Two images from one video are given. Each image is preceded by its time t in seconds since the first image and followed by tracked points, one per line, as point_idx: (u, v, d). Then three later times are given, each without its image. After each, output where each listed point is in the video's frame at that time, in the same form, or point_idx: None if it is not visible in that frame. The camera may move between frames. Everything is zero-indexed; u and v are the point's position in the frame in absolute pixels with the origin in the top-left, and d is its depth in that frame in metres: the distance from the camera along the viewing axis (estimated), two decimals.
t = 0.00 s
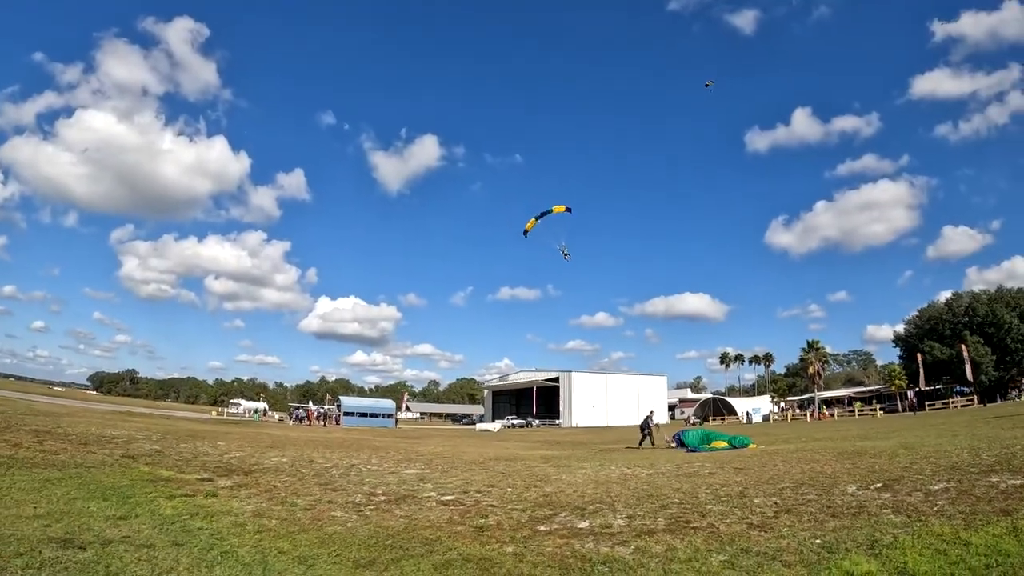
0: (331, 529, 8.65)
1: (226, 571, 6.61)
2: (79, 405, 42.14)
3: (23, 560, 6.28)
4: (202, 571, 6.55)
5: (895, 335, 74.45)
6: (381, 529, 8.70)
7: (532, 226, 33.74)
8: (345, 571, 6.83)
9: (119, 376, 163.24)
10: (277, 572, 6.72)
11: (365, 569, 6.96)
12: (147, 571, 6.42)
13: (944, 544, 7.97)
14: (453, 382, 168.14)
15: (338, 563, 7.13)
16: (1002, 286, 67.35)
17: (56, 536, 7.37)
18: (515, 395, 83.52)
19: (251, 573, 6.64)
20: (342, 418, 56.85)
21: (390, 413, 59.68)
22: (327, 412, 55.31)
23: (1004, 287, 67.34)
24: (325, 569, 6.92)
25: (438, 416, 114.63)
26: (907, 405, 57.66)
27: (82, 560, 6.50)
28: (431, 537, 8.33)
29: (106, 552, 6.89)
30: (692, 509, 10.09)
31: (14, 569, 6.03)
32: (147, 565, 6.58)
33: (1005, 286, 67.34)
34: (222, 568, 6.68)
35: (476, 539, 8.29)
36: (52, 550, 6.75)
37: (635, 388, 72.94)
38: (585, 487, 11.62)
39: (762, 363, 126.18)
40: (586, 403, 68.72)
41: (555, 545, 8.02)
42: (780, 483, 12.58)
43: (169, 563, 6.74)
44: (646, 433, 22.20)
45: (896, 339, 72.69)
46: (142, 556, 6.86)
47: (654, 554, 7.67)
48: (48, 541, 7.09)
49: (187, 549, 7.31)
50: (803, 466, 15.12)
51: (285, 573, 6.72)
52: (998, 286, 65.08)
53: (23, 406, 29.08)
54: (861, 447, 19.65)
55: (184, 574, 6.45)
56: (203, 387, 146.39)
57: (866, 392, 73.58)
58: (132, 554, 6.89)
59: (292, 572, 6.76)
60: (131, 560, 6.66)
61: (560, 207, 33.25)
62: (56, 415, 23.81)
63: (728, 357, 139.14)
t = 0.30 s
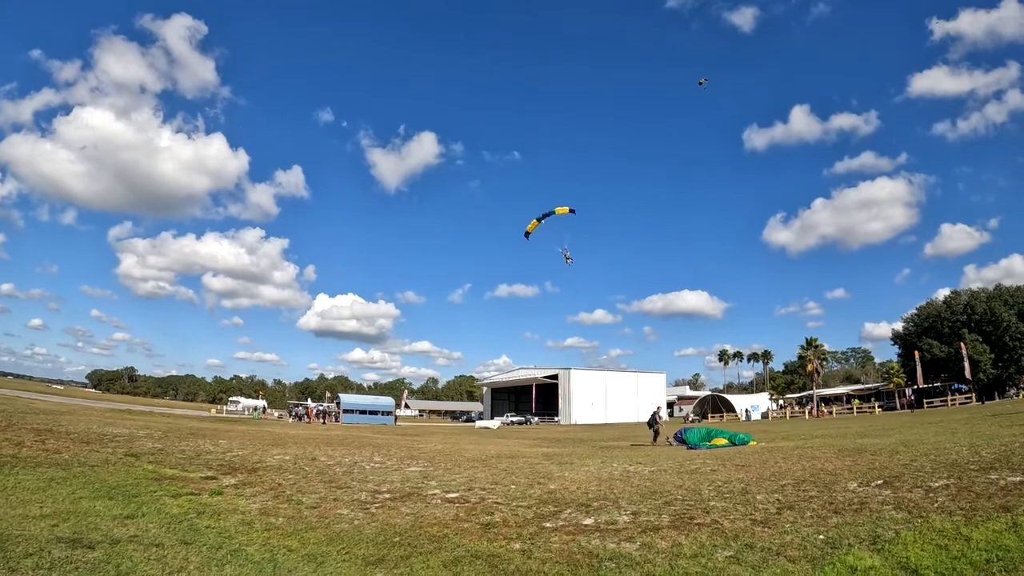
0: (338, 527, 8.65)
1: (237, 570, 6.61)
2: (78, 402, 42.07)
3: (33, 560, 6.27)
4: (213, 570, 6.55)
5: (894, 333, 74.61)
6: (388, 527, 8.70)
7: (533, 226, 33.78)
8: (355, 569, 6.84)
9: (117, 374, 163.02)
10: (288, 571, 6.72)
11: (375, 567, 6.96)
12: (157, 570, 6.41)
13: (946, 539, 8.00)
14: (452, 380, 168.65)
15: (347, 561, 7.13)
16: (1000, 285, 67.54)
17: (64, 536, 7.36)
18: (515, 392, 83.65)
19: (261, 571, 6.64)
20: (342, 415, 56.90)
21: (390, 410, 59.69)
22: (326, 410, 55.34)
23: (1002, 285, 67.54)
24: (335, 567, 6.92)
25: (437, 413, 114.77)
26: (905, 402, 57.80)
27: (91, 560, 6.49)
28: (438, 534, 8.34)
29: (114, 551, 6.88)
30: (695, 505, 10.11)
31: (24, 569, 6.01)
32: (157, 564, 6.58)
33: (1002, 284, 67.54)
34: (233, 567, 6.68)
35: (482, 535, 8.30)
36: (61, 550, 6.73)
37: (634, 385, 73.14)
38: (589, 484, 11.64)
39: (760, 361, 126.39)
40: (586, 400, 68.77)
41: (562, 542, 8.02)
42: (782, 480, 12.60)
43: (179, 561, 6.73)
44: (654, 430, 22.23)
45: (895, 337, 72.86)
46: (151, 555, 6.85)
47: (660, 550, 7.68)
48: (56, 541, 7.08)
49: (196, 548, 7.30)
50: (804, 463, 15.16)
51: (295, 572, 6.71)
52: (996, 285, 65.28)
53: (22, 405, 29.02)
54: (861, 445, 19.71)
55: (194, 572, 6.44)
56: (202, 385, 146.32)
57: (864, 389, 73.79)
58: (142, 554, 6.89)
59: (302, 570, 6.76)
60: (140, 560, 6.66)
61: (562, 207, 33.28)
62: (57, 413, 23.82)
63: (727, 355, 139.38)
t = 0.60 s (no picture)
0: (341, 524, 8.66)
1: (243, 567, 6.63)
2: (77, 400, 42.04)
3: (39, 559, 6.27)
4: (219, 567, 6.57)
5: (892, 332, 74.78)
6: (392, 524, 8.71)
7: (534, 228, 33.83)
8: (361, 566, 6.86)
9: (115, 371, 162.95)
10: (293, 568, 6.75)
11: (380, 564, 6.98)
12: (164, 567, 6.43)
13: (944, 536, 8.03)
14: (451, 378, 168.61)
15: (352, 558, 7.15)
16: (998, 284, 67.70)
17: (70, 534, 7.37)
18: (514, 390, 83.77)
19: (268, 568, 6.66)
20: (342, 413, 56.94)
21: (389, 408, 59.74)
22: (326, 407, 55.37)
23: (1000, 284, 67.70)
24: (341, 564, 6.94)
25: (436, 411, 114.85)
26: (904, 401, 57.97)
27: (97, 558, 6.50)
28: (442, 531, 8.36)
29: (120, 549, 6.90)
30: (696, 502, 10.14)
31: (31, 567, 6.03)
32: (163, 562, 6.59)
33: (1000, 283, 67.70)
34: (239, 564, 6.69)
35: (485, 532, 8.31)
36: (67, 548, 6.75)
37: (632, 383, 73.29)
38: (590, 482, 11.66)
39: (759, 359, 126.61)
40: (585, 398, 68.85)
41: (565, 539, 8.04)
42: (782, 477, 12.63)
43: (185, 559, 6.75)
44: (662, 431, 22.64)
45: (894, 336, 73.02)
46: (156, 553, 6.87)
47: (662, 547, 7.71)
48: (62, 539, 7.09)
49: (201, 545, 7.32)
50: (804, 461, 15.20)
51: (300, 569, 6.74)
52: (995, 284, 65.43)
53: (21, 403, 29.00)
54: (860, 443, 19.76)
55: (200, 569, 6.46)
56: (200, 383, 146.26)
57: (862, 387, 73.87)
58: (147, 551, 6.90)
59: (308, 567, 6.79)
60: (146, 558, 6.67)
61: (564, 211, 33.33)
62: (58, 411, 23.84)
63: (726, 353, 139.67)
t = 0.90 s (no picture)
0: (343, 522, 8.66)
1: (245, 565, 6.63)
2: (78, 398, 42.02)
3: (40, 557, 6.27)
4: (220, 565, 6.56)
5: (892, 330, 74.78)
6: (392, 522, 8.71)
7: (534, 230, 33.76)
8: (362, 564, 6.86)
9: (115, 369, 162.96)
10: (295, 565, 6.75)
11: (382, 561, 6.98)
12: (165, 565, 6.42)
13: (944, 534, 8.03)
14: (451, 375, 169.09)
15: (354, 555, 7.15)
16: (998, 283, 67.70)
17: (70, 531, 7.36)
18: (514, 387, 83.91)
19: (269, 566, 6.65)
20: (342, 410, 56.97)
21: (389, 405, 59.76)
22: (326, 405, 55.43)
23: (1000, 283, 67.69)
24: (342, 561, 6.94)
25: (435, 408, 114.86)
26: (903, 399, 58.00)
27: (98, 556, 6.50)
28: (443, 528, 8.36)
29: (121, 547, 6.89)
30: (697, 500, 10.14)
31: (31, 565, 6.02)
32: (165, 560, 6.59)
33: (1001, 282, 67.70)
34: (240, 562, 6.69)
35: (486, 530, 8.32)
36: (68, 546, 6.74)
37: (633, 380, 73.40)
38: (590, 479, 11.67)
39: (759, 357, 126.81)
40: (585, 396, 68.88)
41: (565, 536, 8.05)
42: (782, 475, 12.64)
43: (186, 557, 6.74)
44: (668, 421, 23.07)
45: (894, 334, 73.05)
46: (157, 551, 6.86)
47: (662, 544, 7.71)
48: (63, 537, 7.09)
49: (202, 543, 7.31)
50: (804, 459, 15.19)
51: (302, 566, 6.73)
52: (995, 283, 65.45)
53: (22, 400, 29.02)
54: (860, 441, 19.74)
55: (201, 567, 6.45)
56: (200, 380, 146.34)
57: (862, 386, 73.93)
58: (149, 549, 6.90)
59: (310, 564, 6.79)
60: (147, 556, 6.66)
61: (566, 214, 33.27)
62: (58, 409, 23.84)
63: (725, 351, 139.89)
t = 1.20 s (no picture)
0: (342, 519, 8.65)
1: (244, 562, 6.62)
2: (78, 396, 42.03)
3: (38, 555, 6.25)
4: (218, 563, 6.55)
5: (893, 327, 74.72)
6: (392, 519, 8.70)
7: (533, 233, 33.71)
8: (362, 561, 6.85)
9: (115, 366, 162.99)
10: (294, 563, 6.74)
11: (381, 559, 6.97)
12: (163, 563, 6.41)
13: (946, 532, 8.00)
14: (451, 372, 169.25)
15: (353, 553, 7.14)
16: (1000, 280, 67.59)
17: (69, 529, 7.35)
18: (514, 384, 83.98)
19: (268, 564, 6.64)
20: (342, 407, 56.99)
21: (389, 402, 59.76)
22: (326, 402, 55.47)
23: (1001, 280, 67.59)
24: (342, 558, 6.93)
25: (435, 405, 114.90)
26: (904, 397, 57.98)
27: (96, 554, 6.48)
28: (443, 526, 8.35)
29: (119, 545, 6.88)
30: (698, 497, 10.13)
31: (28, 563, 6.00)
32: (163, 558, 6.57)
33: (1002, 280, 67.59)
34: (239, 560, 6.67)
35: (486, 527, 8.30)
36: (66, 543, 6.72)
37: (633, 378, 73.42)
38: (591, 476, 11.65)
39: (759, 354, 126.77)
40: (586, 393, 68.89)
41: (566, 533, 8.03)
42: (783, 472, 12.63)
43: (184, 555, 6.73)
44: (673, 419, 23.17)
45: (895, 331, 72.98)
46: (156, 549, 6.84)
47: (663, 541, 7.69)
48: (61, 535, 7.08)
49: (201, 541, 7.31)
50: (805, 456, 15.16)
51: (301, 564, 6.72)
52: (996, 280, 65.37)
53: (21, 398, 29.01)
54: (860, 438, 19.72)
55: (200, 565, 6.44)
56: (201, 377, 146.44)
57: (863, 383, 73.94)
58: (147, 547, 6.89)
59: (308, 562, 6.77)
60: (145, 553, 6.65)
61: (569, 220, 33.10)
62: (57, 406, 23.85)
63: (725, 348, 139.85)
